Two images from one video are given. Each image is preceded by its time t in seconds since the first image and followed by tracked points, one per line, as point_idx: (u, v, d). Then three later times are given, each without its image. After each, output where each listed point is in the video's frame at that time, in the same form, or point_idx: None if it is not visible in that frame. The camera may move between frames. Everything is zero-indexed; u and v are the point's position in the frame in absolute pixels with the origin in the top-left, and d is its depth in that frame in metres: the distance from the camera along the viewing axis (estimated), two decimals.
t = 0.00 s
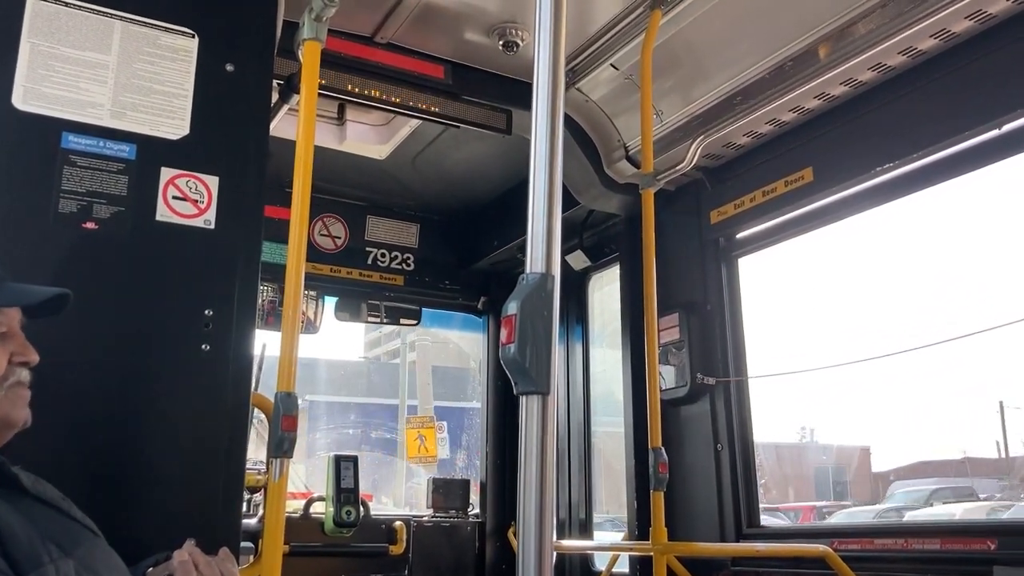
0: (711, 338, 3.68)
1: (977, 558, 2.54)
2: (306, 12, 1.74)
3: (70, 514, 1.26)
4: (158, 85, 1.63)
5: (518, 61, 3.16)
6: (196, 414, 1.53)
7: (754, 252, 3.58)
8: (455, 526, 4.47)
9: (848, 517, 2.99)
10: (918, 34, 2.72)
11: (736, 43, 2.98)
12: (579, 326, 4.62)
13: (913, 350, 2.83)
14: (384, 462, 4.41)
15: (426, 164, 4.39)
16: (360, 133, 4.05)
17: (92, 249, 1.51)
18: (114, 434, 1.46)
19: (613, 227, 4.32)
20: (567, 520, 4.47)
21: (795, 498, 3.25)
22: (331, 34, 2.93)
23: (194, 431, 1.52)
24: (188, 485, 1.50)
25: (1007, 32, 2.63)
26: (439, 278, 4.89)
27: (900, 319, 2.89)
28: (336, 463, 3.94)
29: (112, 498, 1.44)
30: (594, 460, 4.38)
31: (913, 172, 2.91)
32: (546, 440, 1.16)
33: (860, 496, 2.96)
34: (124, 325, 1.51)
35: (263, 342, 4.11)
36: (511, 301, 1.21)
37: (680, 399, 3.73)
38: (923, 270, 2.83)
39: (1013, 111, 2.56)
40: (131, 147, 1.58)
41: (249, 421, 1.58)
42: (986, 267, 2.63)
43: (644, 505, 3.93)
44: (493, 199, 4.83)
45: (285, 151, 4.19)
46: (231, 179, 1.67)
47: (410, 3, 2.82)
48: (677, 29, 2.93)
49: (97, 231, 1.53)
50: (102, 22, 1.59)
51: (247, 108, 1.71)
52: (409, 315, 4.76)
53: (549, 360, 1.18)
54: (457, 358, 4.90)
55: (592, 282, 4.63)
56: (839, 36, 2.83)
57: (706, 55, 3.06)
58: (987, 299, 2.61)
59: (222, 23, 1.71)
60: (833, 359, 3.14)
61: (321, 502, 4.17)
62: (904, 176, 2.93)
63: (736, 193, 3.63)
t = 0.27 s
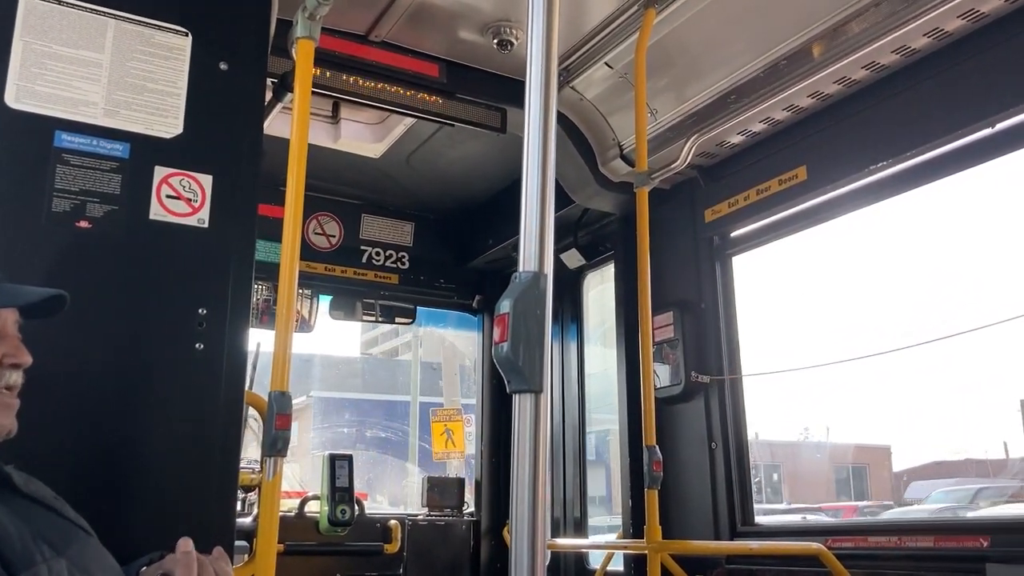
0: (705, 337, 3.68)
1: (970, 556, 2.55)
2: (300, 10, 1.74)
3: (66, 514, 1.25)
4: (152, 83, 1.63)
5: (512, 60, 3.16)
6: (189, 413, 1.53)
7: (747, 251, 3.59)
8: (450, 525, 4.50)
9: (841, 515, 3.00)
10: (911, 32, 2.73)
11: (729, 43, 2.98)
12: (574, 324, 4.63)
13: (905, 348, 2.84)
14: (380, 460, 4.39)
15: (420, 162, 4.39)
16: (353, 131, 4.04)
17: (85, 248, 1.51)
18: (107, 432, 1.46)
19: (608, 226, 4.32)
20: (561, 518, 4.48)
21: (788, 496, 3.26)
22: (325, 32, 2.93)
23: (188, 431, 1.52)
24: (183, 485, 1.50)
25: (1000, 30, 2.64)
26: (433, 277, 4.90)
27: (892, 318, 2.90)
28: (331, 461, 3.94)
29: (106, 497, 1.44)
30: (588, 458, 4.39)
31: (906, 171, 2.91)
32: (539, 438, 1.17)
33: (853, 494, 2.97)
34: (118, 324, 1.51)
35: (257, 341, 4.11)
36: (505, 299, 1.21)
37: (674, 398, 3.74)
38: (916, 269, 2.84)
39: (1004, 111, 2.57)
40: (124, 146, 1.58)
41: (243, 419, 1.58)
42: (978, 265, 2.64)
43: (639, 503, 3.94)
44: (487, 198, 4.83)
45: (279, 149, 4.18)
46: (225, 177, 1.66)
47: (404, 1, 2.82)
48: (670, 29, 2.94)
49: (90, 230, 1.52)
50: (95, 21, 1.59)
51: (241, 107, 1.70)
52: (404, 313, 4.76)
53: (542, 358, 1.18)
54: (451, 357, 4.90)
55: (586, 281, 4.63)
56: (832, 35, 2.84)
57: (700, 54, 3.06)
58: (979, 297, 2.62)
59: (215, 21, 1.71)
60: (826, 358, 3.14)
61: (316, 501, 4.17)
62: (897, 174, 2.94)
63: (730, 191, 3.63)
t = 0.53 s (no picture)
0: (700, 338, 3.69)
1: (965, 555, 2.55)
2: (295, 11, 1.74)
3: (58, 514, 1.25)
4: (146, 84, 1.62)
5: (507, 60, 3.16)
6: (184, 415, 1.53)
7: (742, 251, 3.60)
8: (445, 526, 4.48)
9: (837, 514, 3.00)
10: (905, 34, 2.73)
11: (724, 44, 2.99)
12: (569, 325, 4.63)
13: (900, 349, 2.85)
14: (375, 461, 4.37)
15: (416, 163, 4.38)
16: (349, 132, 4.04)
17: (79, 249, 1.51)
18: (102, 433, 1.46)
19: (603, 226, 4.33)
20: (557, 519, 4.48)
21: (783, 496, 3.27)
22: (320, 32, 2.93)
23: (183, 432, 1.52)
24: (177, 487, 1.49)
25: (994, 31, 2.64)
26: (429, 277, 4.89)
27: (888, 318, 2.90)
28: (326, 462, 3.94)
29: (100, 498, 1.43)
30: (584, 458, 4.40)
31: (900, 172, 2.92)
32: (535, 438, 1.17)
33: (849, 494, 2.98)
34: (113, 325, 1.51)
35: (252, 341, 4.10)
36: (501, 300, 1.21)
37: (670, 398, 3.75)
38: (910, 269, 2.85)
39: (999, 112, 2.58)
40: (119, 147, 1.58)
41: (238, 421, 1.58)
42: (973, 266, 2.65)
43: (635, 504, 3.94)
44: (483, 199, 4.83)
45: (274, 150, 4.18)
46: (220, 178, 1.66)
47: (399, 2, 2.82)
48: (665, 30, 2.94)
49: (84, 231, 1.52)
50: (89, 21, 1.59)
51: (235, 107, 1.70)
52: (399, 314, 4.76)
53: (538, 358, 1.19)
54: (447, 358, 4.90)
55: (582, 281, 4.64)
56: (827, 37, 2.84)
57: (695, 55, 3.06)
58: (973, 298, 2.63)
59: (210, 22, 1.71)
60: (821, 358, 3.15)
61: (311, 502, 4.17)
62: (891, 175, 2.95)
63: (725, 192, 3.64)
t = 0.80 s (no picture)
0: (697, 337, 3.69)
1: (960, 555, 2.56)
2: (291, 10, 1.74)
3: (56, 514, 1.25)
4: (143, 82, 1.62)
5: (504, 59, 3.16)
6: (179, 414, 1.52)
7: (738, 251, 3.60)
8: (441, 526, 4.49)
9: (833, 514, 3.01)
10: (901, 34, 2.74)
11: (721, 44, 2.99)
12: (566, 324, 4.63)
13: (896, 348, 2.85)
14: (371, 459, 4.39)
15: (412, 162, 4.38)
16: (345, 131, 4.03)
17: (75, 247, 1.51)
18: (97, 431, 1.45)
19: (600, 226, 4.33)
20: (553, 518, 4.48)
21: (779, 495, 3.28)
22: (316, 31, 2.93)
23: (178, 431, 1.52)
24: (173, 486, 1.49)
25: (990, 31, 2.65)
26: (425, 276, 4.88)
27: (884, 318, 2.91)
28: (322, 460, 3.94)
29: (95, 497, 1.43)
30: (580, 457, 4.40)
31: (896, 172, 2.93)
32: (531, 437, 1.17)
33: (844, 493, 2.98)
34: (108, 324, 1.50)
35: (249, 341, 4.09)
36: (497, 299, 1.21)
37: (666, 398, 3.75)
38: (906, 269, 2.86)
39: (994, 112, 2.58)
40: (115, 145, 1.57)
41: (234, 420, 1.58)
42: (969, 266, 2.66)
43: (631, 503, 3.94)
44: (479, 198, 4.83)
45: (270, 149, 4.17)
46: (216, 177, 1.66)
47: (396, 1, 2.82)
48: (662, 29, 2.94)
49: (79, 230, 1.52)
50: (86, 19, 1.59)
51: (232, 106, 1.70)
52: (396, 313, 4.75)
53: (534, 357, 1.18)
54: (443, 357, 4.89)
55: (578, 281, 4.64)
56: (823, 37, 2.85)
57: (692, 55, 3.07)
58: (969, 298, 2.64)
59: (206, 21, 1.71)
60: (818, 357, 3.15)
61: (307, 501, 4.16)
62: (887, 175, 2.95)
63: (721, 192, 3.64)
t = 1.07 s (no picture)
0: (693, 337, 3.69)
1: (956, 554, 2.56)
2: (288, 8, 1.74)
3: (53, 514, 1.25)
4: (139, 81, 1.62)
5: (502, 58, 3.16)
6: (175, 413, 1.52)
7: (735, 251, 3.61)
8: (438, 525, 4.51)
9: (829, 514, 3.01)
10: (899, 34, 2.74)
11: (718, 44, 2.99)
12: (562, 324, 4.63)
13: (893, 348, 2.86)
14: (367, 459, 4.40)
15: (409, 161, 4.38)
16: (342, 129, 4.03)
17: (71, 245, 1.50)
18: (92, 430, 1.45)
19: (597, 225, 4.33)
20: (550, 518, 4.48)
21: (775, 495, 3.28)
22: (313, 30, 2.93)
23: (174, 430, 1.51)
24: (168, 485, 1.49)
25: (987, 32, 2.65)
26: (422, 275, 4.88)
27: (880, 318, 2.91)
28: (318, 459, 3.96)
29: (91, 496, 1.43)
30: (576, 456, 4.40)
31: (893, 172, 2.93)
32: (527, 437, 1.17)
33: (840, 493, 2.98)
34: (104, 322, 1.50)
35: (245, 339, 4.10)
36: (494, 298, 1.21)
37: (662, 397, 3.76)
38: (903, 269, 2.86)
39: (991, 113, 2.59)
40: (111, 144, 1.57)
41: (231, 419, 1.58)
42: (965, 266, 2.67)
43: (627, 503, 3.94)
44: (476, 197, 4.83)
45: (267, 148, 4.16)
46: (213, 175, 1.66)
47: None
48: (660, 29, 2.94)
49: (75, 228, 1.51)
50: (82, 18, 1.58)
51: (229, 105, 1.70)
52: (392, 313, 4.73)
53: (531, 357, 1.18)
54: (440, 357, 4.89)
55: (575, 280, 4.64)
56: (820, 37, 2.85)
57: (690, 55, 3.07)
58: (965, 298, 2.65)
59: (203, 19, 1.71)
60: (814, 357, 3.16)
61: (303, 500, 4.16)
62: (884, 175, 2.96)
63: (718, 191, 3.64)
